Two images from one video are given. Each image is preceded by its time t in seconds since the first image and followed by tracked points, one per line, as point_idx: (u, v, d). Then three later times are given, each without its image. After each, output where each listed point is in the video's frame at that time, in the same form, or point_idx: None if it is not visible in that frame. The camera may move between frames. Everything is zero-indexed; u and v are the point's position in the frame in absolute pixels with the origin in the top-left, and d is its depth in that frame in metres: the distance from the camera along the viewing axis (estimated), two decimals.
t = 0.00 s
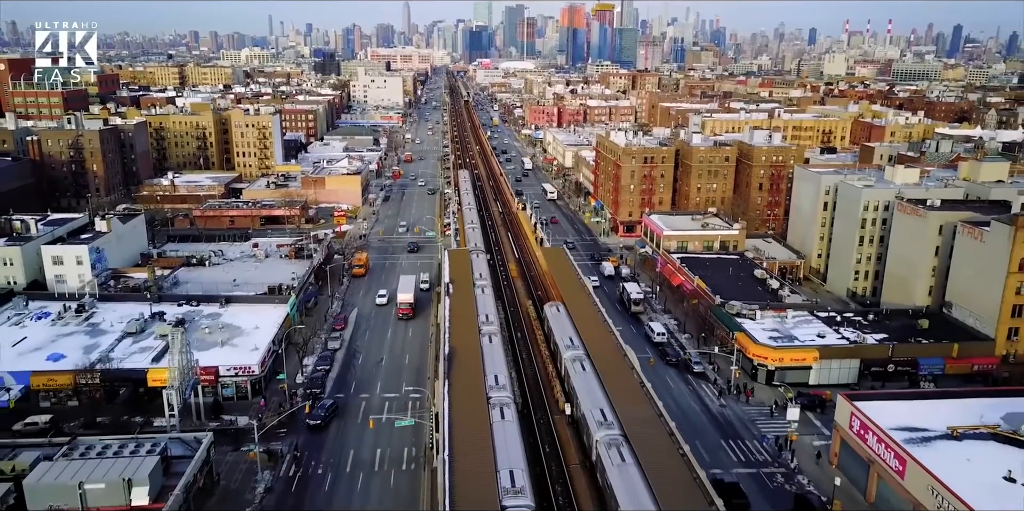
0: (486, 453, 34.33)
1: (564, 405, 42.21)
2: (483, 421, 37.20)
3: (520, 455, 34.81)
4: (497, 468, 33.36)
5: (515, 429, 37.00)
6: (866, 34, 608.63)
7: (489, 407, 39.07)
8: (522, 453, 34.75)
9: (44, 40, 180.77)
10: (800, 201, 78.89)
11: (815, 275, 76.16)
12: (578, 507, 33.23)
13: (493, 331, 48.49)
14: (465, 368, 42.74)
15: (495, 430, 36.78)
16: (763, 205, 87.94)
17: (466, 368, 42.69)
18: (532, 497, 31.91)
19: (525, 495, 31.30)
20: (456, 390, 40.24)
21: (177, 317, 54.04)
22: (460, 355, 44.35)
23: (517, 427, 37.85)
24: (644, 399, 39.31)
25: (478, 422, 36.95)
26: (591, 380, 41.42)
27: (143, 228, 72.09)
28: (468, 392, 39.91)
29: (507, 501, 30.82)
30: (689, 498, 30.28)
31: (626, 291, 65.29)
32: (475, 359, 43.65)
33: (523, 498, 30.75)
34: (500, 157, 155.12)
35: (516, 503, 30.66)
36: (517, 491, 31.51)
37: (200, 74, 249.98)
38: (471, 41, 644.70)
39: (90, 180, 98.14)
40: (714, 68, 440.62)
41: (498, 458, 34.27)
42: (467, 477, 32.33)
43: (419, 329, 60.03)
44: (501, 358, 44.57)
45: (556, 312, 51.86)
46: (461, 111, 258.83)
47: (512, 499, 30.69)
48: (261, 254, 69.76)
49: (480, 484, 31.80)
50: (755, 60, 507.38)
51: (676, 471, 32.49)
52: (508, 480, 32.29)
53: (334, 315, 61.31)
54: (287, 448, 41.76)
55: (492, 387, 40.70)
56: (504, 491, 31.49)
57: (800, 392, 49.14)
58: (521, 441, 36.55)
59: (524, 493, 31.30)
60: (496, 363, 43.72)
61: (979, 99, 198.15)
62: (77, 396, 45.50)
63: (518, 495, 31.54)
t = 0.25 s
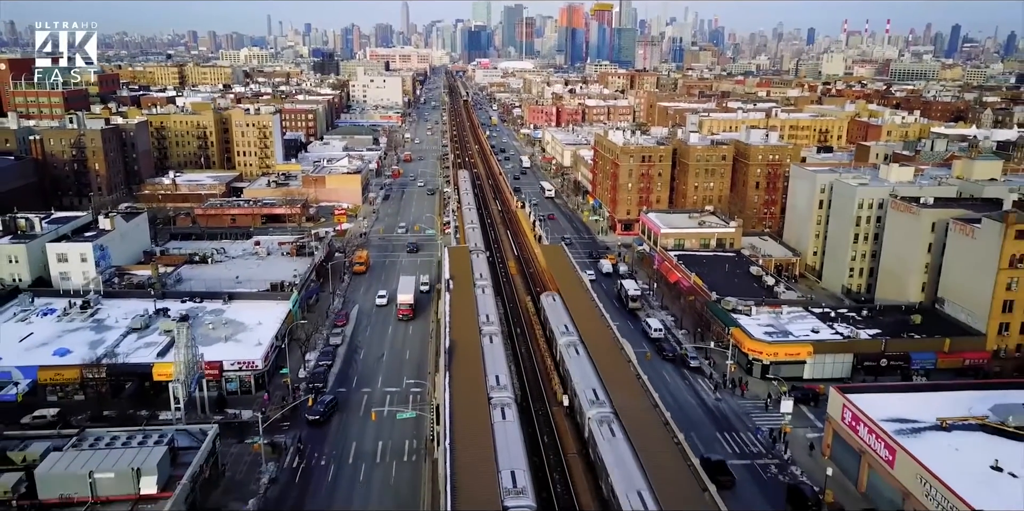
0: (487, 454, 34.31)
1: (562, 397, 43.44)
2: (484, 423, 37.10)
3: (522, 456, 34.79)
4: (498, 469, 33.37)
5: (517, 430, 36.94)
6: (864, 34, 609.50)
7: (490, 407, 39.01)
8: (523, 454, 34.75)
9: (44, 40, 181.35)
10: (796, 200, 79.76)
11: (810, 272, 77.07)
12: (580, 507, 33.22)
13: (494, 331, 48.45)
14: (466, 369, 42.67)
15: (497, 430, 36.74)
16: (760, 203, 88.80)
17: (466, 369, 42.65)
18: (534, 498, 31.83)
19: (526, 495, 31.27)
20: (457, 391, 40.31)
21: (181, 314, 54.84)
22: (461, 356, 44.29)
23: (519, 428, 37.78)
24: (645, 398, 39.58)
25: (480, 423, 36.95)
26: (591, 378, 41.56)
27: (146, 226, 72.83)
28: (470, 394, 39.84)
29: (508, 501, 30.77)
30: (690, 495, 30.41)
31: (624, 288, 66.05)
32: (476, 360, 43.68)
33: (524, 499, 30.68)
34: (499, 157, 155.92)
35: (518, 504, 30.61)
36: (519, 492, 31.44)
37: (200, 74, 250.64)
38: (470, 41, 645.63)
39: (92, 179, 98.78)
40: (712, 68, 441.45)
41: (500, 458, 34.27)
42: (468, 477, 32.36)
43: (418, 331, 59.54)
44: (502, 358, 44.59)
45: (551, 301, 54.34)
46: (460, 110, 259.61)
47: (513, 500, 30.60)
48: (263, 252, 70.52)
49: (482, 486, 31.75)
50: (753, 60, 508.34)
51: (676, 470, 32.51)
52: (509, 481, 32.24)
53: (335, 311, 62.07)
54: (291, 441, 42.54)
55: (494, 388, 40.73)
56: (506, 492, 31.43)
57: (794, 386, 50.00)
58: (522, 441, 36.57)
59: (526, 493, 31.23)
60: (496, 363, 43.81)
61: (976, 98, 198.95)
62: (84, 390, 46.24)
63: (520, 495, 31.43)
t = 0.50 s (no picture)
0: (489, 453, 34.68)
1: (559, 387, 45.03)
2: (486, 423, 37.42)
3: (524, 456, 35.13)
4: (500, 469, 33.70)
5: (518, 430, 37.30)
6: (862, 34, 611.19)
7: (491, 407, 39.34)
8: (525, 455, 35.08)
9: (44, 40, 182.23)
10: (790, 197, 80.98)
11: (804, 269, 78.31)
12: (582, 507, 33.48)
13: (495, 331, 48.82)
14: (467, 370, 42.96)
15: (499, 430, 37.12)
16: (755, 201, 90.02)
17: (467, 369, 42.99)
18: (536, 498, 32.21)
19: (528, 496, 31.64)
20: (458, 389, 40.63)
21: (186, 308, 55.94)
22: (462, 356, 44.55)
23: (519, 428, 38.19)
24: (645, 396, 40.06)
25: (480, 421, 37.38)
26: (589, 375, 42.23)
27: (149, 223, 73.90)
28: (472, 393, 40.23)
29: (510, 501, 31.14)
30: (691, 494, 30.78)
31: (620, 284, 67.12)
32: (477, 359, 44.05)
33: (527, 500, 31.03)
34: (498, 156, 157.08)
35: (520, 504, 31.00)
36: (521, 492, 31.78)
37: (199, 74, 251.62)
38: (468, 40, 646.75)
39: (95, 178, 99.79)
40: (710, 67, 442.82)
41: (502, 458, 34.65)
42: (470, 476, 32.71)
43: (418, 333, 59.30)
44: (503, 359, 44.98)
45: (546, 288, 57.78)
46: (459, 110, 260.82)
47: (515, 500, 30.94)
48: (265, 249, 71.62)
49: (484, 485, 32.07)
50: (751, 59, 509.90)
51: (675, 466, 33.08)
52: (511, 481, 32.58)
53: (336, 307, 63.07)
54: (295, 431, 43.63)
55: (494, 387, 41.13)
56: (508, 492, 31.78)
57: (786, 378, 51.19)
58: (523, 441, 36.84)
59: (528, 494, 31.56)
60: (497, 362, 44.21)
61: (971, 98, 200.24)
62: (92, 382, 47.33)
63: (523, 496, 31.76)
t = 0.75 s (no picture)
0: (490, 453, 34.73)
1: (558, 380, 46.53)
2: (487, 424, 37.38)
3: (525, 457, 35.09)
4: (501, 469, 33.72)
5: (519, 431, 37.26)
6: (860, 34, 612.53)
7: (492, 407, 39.37)
8: (526, 455, 35.05)
9: (44, 40, 182.71)
10: (786, 195, 81.86)
11: (800, 266, 79.22)
12: (580, 500, 34.68)
13: (495, 332, 48.85)
14: (467, 371, 42.95)
15: (499, 431, 37.11)
16: (752, 200, 90.85)
17: (467, 370, 43.03)
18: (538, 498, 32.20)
19: (529, 496, 31.76)
20: (459, 390, 40.63)
21: (189, 305, 56.74)
22: (462, 357, 44.49)
23: (520, 428, 38.15)
24: (645, 394, 40.19)
25: (481, 421, 37.44)
26: (590, 374, 42.55)
27: (152, 222, 74.65)
28: (473, 393, 40.28)
29: (512, 502, 31.15)
30: (693, 493, 30.77)
31: (618, 281, 67.92)
32: (477, 360, 44.11)
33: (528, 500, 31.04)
34: (497, 156, 157.94)
35: (521, 504, 31.01)
36: (523, 493, 31.79)
37: (199, 74, 252.30)
38: (467, 40, 647.55)
39: (96, 177, 100.51)
40: (708, 67, 443.79)
41: (503, 459, 34.62)
42: (472, 477, 32.73)
43: (419, 331, 59.30)
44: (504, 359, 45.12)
45: (543, 279, 60.37)
46: (458, 110, 261.73)
47: (516, 500, 30.96)
48: (266, 247, 72.44)
49: (485, 486, 32.12)
50: (749, 59, 510.95)
51: (674, 463, 33.35)
52: (513, 481, 32.55)
53: (338, 304, 63.82)
54: (298, 424, 44.47)
55: (495, 388, 41.18)
56: (509, 492, 31.80)
57: (780, 373, 52.07)
58: (524, 442, 36.74)
59: (530, 494, 31.58)
60: (498, 363, 44.31)
61: (967, 97, 201.23)
62: (98, 377, 48.11)
63: (524, 496, 31.79)
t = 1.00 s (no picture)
0: (492, 452, 34.78)
1: (555, 370, 48.03)
2: (488, 424, 37.36)
3: (527, 457, 35.02)
4: (503, 469, 33.59)
5: (520, 431, 37.24)
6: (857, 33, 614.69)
7: (494, 407, 39.32)
8: (528, 454, 35.05)
9: (45, 40, 183.69)
10: (780, 193, 83.20)
11: (794, 263, 80.49)
12: (576, 483, 36.07)
13: (495, 331, 48.96)
14: (467, 371, 42.93)
15: (500, 430, 37.10)
16: (747, 198, 92.19)
17: (468, 370, 43.02)
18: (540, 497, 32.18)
19: (531, 495, 31.73)
20: (460, 390, 40.64)
21: (194, 300, 57.83)
22: (464, 358, 44.44)
23: (522, 428, 38.17)
24: (646, 395, 40.44)
25: (482, 421, 37.45)
26: (587, 362, 44.46)
27: (156, 220, 75.70)
28: (474, 392, 40.32)
29: (513, 502, 31.17)
30: (696, 496, 30.85)
31: (615, 277, 68.97)
32: (478, 360, 44.14)
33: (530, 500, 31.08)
34: (495, 155, 159.12)
35: (523, 504, 31.02)
36: (524, 492, 31.81)
37: (198, 73, 253.27)
38: (465, 40, 648.77)
39: (99, 176, 101.57)
40: (706, 66, 445.38)
41: (505, 459, 34.56)
42: (474, 475, 32.77)
43: (419, 332, 59.18)
44: (505, 359, 45.18)
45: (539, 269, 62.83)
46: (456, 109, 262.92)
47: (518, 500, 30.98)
48: (269, 244, 73.55)
49: (488, 486, 32.04)
50: (746, 59, 512.75)
51: (675, 463, 33.73)
52: (514, 481, 32.52)
53: (339, 300, 64.79)
54: (302, 415, 45.63)
55: (496, 388, 41.24)
56: (511, 492, 31.82)
57: (773, 366, 53.28)
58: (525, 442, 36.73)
59: (532, 493, 31.63)
60: (499, 363, 44.41)
61: (962, 97, 202.93)
62: (106, 370, 49.17)
63: (526, 495, 31.82)
